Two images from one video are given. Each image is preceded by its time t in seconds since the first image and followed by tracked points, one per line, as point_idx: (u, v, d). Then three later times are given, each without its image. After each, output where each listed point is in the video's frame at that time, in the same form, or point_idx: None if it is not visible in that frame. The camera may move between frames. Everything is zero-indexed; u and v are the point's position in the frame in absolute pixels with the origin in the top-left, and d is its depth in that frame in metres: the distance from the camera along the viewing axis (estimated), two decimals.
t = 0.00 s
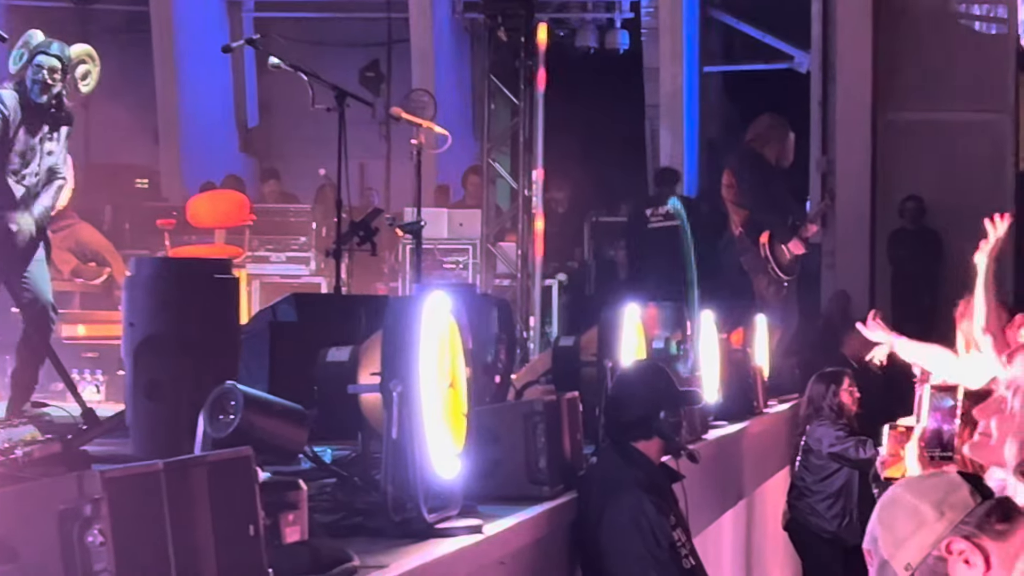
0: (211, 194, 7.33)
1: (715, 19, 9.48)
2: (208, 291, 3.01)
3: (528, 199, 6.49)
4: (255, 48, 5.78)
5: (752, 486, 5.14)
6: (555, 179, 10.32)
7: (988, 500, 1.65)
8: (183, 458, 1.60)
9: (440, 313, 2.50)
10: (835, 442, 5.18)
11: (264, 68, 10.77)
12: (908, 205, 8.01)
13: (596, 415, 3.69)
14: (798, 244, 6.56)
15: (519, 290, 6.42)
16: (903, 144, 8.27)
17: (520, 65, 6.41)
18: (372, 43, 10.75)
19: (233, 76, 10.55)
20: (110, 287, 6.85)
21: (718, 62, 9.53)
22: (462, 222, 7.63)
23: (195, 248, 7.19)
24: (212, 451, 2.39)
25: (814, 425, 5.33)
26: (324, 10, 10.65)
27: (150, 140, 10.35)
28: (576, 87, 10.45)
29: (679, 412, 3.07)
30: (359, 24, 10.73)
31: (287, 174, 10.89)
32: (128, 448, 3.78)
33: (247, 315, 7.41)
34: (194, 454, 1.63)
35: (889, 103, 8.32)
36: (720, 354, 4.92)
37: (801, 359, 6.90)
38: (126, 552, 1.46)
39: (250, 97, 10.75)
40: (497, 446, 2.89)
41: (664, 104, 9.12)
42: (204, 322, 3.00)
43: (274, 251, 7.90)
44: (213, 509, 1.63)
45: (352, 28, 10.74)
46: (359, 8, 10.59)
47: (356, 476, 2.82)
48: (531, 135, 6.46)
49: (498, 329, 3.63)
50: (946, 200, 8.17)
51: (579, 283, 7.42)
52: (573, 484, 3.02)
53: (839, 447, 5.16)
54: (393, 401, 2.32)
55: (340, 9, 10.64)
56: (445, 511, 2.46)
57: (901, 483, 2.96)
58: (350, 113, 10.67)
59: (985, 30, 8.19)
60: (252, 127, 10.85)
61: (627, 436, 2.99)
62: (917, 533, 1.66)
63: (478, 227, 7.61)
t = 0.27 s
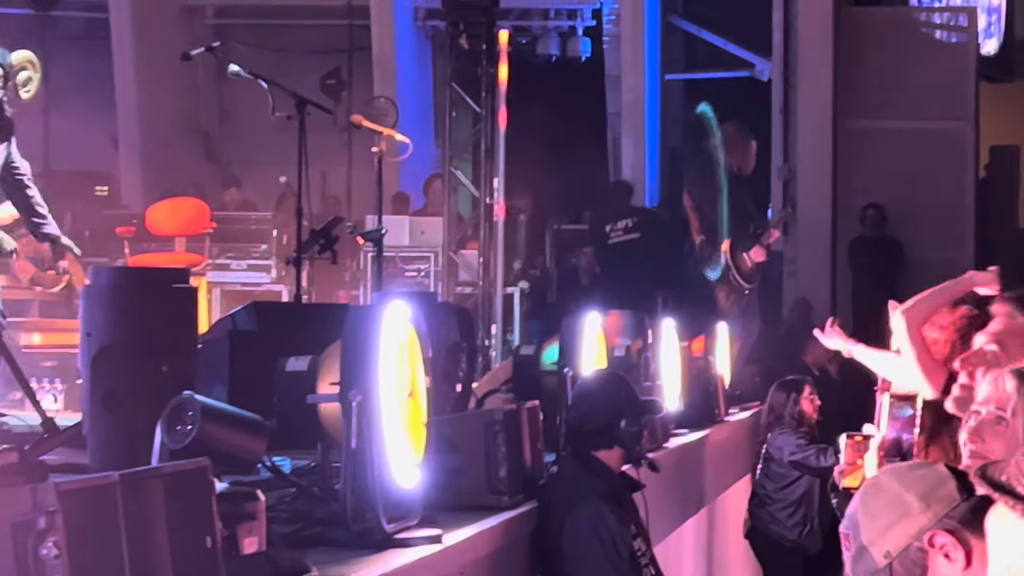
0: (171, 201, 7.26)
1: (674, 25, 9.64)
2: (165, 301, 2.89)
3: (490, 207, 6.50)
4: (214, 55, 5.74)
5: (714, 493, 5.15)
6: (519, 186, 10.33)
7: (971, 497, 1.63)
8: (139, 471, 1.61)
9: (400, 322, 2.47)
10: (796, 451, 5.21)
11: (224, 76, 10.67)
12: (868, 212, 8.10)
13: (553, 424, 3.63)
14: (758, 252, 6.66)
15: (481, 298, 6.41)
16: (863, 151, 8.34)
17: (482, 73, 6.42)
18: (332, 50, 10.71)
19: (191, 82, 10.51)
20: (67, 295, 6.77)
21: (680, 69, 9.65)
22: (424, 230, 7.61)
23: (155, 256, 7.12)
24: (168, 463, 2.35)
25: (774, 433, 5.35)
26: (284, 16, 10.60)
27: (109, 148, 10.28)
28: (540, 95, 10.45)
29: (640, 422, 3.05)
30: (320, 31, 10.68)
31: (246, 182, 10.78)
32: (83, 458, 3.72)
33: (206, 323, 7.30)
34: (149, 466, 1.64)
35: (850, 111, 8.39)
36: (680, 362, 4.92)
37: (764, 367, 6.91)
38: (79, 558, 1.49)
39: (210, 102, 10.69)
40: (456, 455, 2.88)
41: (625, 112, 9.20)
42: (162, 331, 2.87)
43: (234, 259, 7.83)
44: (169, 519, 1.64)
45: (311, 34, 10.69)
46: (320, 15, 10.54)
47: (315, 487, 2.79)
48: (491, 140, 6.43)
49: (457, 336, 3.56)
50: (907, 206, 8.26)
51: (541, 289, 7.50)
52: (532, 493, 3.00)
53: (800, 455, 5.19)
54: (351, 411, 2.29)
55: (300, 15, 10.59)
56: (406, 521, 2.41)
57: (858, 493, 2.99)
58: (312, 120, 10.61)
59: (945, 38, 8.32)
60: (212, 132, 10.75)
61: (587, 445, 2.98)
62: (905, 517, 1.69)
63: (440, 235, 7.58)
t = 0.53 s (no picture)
0: (143, 208, 7.19)
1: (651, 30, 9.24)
2: (136, 309, 2.83)
3: (465, 213, 6.50)
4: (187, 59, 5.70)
5: (690, 501, 5.13)
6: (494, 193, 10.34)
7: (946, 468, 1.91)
8: (108, 480, 1.58)
9: (373, 329, 2.44)
10: (772, 459, 5.21)
11: (197, 81, 10.62)
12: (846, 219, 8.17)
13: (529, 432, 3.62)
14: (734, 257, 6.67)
15: (455, 305, 6.40)
16: (841, 157, 8.39)
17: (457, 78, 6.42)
18: (306, 55, 10.70)
19: (164, 88, 10.46)
20: (38, 302, 6.70)
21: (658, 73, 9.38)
22: (398, 237, 7.59)
23: (127, 262, 7.05)
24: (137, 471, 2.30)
25: (750, 441, 5.36)
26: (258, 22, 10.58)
27: (81, 154, 10.22)
28: (515, 103, 10.45)
29: (616, 430, 3.03)
30: (294, 37, 10.65)
31: (218, 188, 10.74)
32: (50, 466, 3.67)
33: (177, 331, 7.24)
34: (118, 473, 1.61)
35: (829, 117, 8.43)
36: (655, 371, 4.90)
37: (739, 375, 6.92)
38: (46, 565, 1.49)
39: (183, 108, 10.63)
40: (430, 463, 2.85)
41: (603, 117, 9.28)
42: (130, 339, 2.81)
43: (207, 265, 7.78)
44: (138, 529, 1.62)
45: (285, 40, 10.67)
46: (295, 21, 10.52)
47: (287, 496, 2.75)
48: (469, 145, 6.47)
49: (432, 343, 3.57)
50: (883, 213, 8.30)
51: (516, 296, 7.52)
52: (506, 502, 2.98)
53: (776, 463, 5.20)
54: (323, 418, 2.25)
55: (275, 21, 10.57)
56: (378, 530, 2.38)
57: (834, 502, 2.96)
58: (285, 126, 10.58)
59: (924, 45, 8.37)
60: (186, 138, 10.71)
61: (562, 453, 2.96)
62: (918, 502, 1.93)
63: (414, 242, 7.56)
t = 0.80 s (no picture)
0: (119, 215, 7.15)
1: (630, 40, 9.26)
2: (110, 317, 2.76)
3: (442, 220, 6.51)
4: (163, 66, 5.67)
5: (667, 508, 5.15)
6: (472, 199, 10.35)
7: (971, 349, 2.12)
8: (81, 487, 1.57)
9: (350, 336, 2.43)
10: (749, 467, 5.26)
11: (174, 87, 10.58)
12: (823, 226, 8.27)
13: (507, 439, 3.66)
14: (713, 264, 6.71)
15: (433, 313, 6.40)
16: (818, 164, 8.46)
17: (434, 85, 6.44)
18: (283, 61, 10.68)
19: (140, 94, 10.41)
20: (12, 309, 6.66)
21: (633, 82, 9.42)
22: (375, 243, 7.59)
23: (103, 269, 7.02)
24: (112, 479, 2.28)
25: (727, 448, 5.39)
26: (235, 28, 10.55)
27: (56, 161, 10.17)
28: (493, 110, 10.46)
29: (594, 437, 3.04)
30: (271, 42, 10.62)
31: (195, 195, 10.71)
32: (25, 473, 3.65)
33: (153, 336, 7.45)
34: (92, 481, 1.60)
35: (805, 125, 8.50)
36: (633, 378, 4.92)
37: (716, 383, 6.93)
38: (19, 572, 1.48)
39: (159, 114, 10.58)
40: (407, 471, 2.85)
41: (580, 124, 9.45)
42: (105, 347, 2.76)
43: (183, 271, 7.84)
44: (114, 539, 1.62)
45: (261, 46, 10.65)
46: (272, 27, 10.49)
47: (264, 504, 2.74)
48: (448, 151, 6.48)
49: (411, 351, 3.59)
50: (858, 221, 8.37)
51: (494, 303, 7.53)
52: (484, 508, 2.98)
53: (753, 471, 5.25)
54: (301, 426, 2.25)
55: (252, 27, 10.53)
56: (355, 538, 2.37)
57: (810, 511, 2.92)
58: (262, 133, 10.55)
59: (901, 53, 8.42)
60: (162, 144, 10.67)
61: (538, 460, 2.98)
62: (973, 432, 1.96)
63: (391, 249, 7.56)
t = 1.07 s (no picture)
0: (101, 220, 7.13)
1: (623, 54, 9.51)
2: (91, 320, 2.74)
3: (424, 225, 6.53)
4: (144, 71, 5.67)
5: (649, 512, 5.17)
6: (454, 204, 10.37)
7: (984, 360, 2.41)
8: (65, 492, 1.58)
9: (333, 341, 2.44)
10: (731, 472, 5.26)
11: (156, 91, 10.56)
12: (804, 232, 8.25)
13: (489, 445, 3.67)
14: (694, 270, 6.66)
15: (415, 318, 6.41)
16: (799, 170, 8.48)
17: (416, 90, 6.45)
18: (265, 66, 10.66)
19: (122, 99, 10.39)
20: None
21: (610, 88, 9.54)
22: (357, 249, 7.59)
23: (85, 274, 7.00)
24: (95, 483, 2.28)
25: (708, 454, 5.40)
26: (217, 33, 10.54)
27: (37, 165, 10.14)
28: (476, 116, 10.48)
29: (577, 442, 3.04)
30: (253, 47, 10.62)
31: (177, 200, 10.69)
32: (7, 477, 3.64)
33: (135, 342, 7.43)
34: (77, 486, 1.61)
35: (786, 131, 8.53)
36: (615, 383, 4.93)
37: (698, 388, 6.96)
38: None
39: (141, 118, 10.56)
40: (390, 476, 2.85)
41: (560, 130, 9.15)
42: (88, 351, 2.73)
43: (165, 276, 7.86)
44: (97, 543, 1.62)
45: (244, 51, 10.64)
46: (254, 32, 10.50)
47: (246, 508, 2.73)
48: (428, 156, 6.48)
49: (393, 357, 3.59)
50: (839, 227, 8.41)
51: (476, 308, 7.55)
52: (466, 514, 2.98)
53: (735, 477, 5.24)
54: (284, 431, 2.25)
55: (234, 32, 10.52)
56: (337, 543, 2.37)
57: (791, 516, 2.92)
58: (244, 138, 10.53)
59: (883, 60, 8.48)
60: (144, 149, 10.65)
61: (521, 465, 2.98)
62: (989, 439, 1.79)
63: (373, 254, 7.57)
